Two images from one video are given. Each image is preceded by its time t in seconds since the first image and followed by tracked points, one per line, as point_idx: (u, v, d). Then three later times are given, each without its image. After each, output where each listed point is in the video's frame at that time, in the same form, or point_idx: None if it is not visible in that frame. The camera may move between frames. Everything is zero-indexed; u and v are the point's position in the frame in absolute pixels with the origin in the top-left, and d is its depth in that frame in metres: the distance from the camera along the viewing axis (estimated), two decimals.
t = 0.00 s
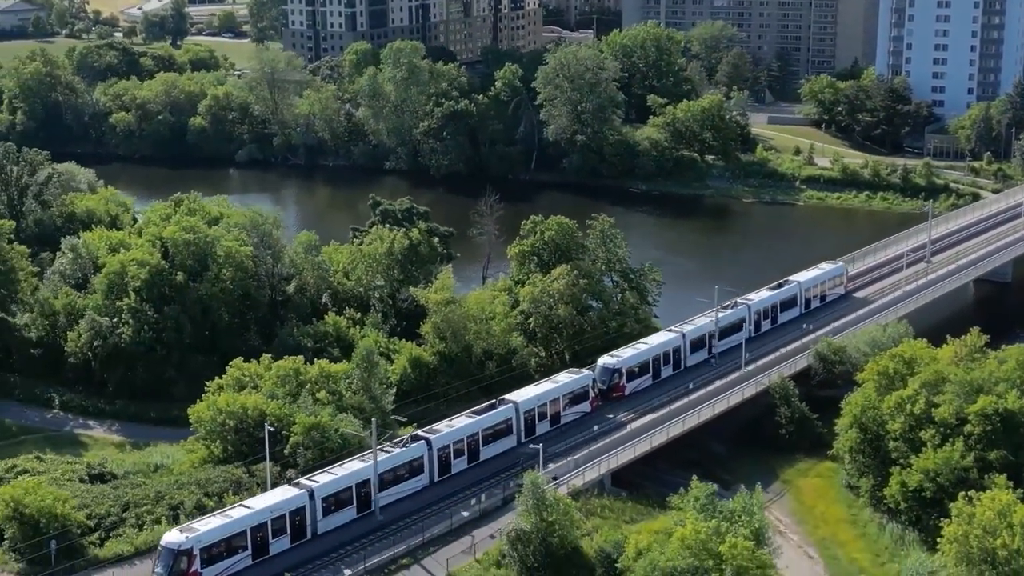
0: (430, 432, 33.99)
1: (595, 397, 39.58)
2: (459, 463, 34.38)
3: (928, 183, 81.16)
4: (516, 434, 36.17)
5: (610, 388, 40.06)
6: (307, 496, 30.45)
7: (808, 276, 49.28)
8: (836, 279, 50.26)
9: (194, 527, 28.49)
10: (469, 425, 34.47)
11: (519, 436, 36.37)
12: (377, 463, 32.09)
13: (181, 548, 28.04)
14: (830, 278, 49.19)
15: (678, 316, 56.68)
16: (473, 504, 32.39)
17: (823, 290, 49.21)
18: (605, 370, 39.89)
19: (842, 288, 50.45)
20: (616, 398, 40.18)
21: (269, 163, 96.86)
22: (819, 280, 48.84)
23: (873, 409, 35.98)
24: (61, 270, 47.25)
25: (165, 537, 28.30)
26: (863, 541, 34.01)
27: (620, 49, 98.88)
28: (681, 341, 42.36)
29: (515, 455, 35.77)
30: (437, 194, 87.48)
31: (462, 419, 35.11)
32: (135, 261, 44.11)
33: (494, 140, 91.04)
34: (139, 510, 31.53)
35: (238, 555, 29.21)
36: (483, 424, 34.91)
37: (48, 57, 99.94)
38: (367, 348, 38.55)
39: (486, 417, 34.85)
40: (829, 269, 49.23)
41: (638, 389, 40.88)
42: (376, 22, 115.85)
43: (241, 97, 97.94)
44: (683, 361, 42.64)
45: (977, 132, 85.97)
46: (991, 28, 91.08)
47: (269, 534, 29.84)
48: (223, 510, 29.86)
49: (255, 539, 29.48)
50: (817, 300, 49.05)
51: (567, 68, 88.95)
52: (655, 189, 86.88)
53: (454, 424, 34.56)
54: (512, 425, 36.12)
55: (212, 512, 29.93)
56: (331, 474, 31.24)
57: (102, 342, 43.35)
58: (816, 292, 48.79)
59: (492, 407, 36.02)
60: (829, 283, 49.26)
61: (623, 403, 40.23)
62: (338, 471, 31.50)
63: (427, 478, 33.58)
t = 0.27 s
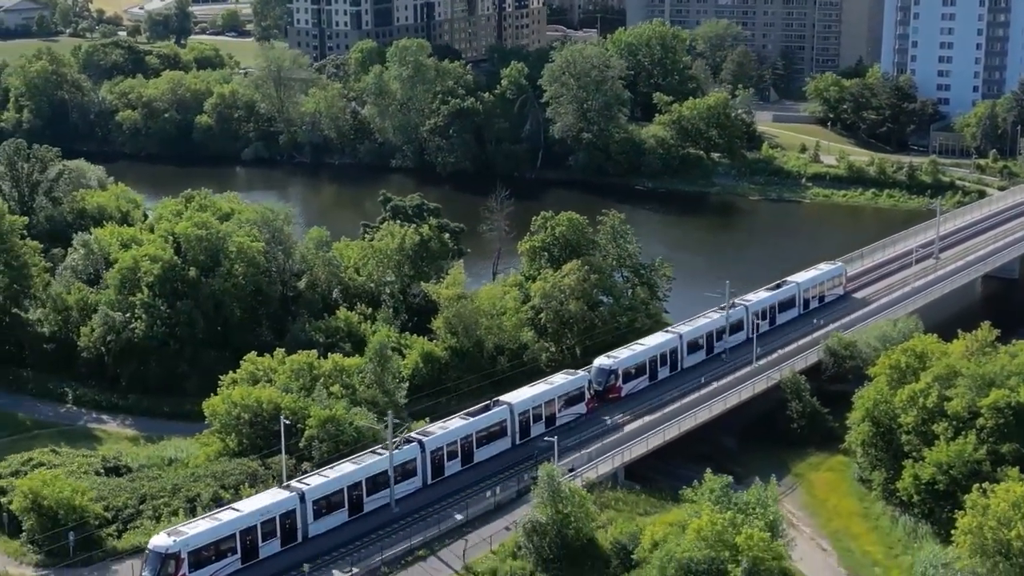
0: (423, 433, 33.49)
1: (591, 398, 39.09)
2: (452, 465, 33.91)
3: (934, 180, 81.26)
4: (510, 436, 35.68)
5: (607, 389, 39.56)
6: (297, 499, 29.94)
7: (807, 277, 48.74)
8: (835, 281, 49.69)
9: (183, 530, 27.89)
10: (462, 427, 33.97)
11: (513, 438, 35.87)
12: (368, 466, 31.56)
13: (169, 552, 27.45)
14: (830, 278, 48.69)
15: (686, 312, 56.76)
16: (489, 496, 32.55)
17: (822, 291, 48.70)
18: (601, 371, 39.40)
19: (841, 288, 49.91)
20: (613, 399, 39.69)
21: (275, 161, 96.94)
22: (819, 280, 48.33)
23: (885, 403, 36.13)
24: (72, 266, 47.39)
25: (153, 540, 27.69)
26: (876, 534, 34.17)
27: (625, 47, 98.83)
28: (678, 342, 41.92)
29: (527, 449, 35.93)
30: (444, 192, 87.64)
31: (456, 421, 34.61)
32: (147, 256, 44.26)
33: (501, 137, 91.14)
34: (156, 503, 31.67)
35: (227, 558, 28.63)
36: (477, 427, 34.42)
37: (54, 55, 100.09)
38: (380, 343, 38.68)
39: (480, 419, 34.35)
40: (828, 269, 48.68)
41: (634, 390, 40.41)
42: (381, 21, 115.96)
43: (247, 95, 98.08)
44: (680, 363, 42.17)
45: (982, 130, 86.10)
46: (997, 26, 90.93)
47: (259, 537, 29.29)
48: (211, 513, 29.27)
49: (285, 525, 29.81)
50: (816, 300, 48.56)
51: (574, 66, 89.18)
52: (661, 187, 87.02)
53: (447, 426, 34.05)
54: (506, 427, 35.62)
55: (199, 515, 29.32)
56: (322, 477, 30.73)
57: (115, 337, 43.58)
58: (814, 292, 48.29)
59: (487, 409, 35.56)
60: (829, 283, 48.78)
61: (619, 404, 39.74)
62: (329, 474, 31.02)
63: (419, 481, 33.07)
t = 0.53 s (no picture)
0: (415, 435, 33.03)
1: (587, 399, 38.59)
2: (445, 468, 33.54)
3: (940, 177, 81.42)
4: (505, 437, 35.25)
5: (602, 390, 39.06)
6: (288, 501, 29.58)
7: (805, 277, 48.33)
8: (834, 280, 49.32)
9: (169, 534, 27.56)
10: (456, 428, 33.53)
11: (508, 440, 35.43)
12: (358, 469, 31.16)
13: (155, 555, 27.11)
14: (828, 279, 48.26)
15: (695, 307, 56.90)
16: (504, 487, 32.76)
17: (821, 292, 48.27)
18: (597, 371, 38.95)
19: (839, 289, 49.41)
20: (609, 401, 39.23)
21: (281, 159, 97.06)
22: (817, 280, 47.84)
23: (896, 397, 36.26)
24: (84, 261, 47.55)
25: (139, 543, 27.37)
26: (888, 527, 34.34)
27: (630, 45, 98.94)
28: (675, 343, 41.52)
29: (539, 442, 36.11)
30: (450, 189, 87.84)
31: (448, 423, 34.15)
32: (159, 252, 44.32)
33: (506, 135, 91.41)
34: (172, 495, 31.71)
35: (216, 562, 28.29)
36: (470, 428, 33.99)
37: (60, 53, 100.23)
38: (393, 337, 38.86)
39: (473, 421, 33.91)
40: (826, 269, 48.24)
41: (630, 392, 39.98)
42: (386, 19, 116.09)
43: (253, 93, 98.21)
44: (677, 364, 41.77)
45: (988, 127, 86.20)
46: (1001, 24, 90.92)
47: (248, 540, 28.95)
48: (199, 516, 28.94)
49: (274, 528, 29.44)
50: (814, 301, 48.15)
51: (579, 63, 89.09)
52: (666, 184, 87.19)
53: (440, 428, 33.61)
54: (500, 429, 35.18)
55: (187, 518, 28.99)
56: (313, 479, 30.36)
57: (128, 332, 43.76)
58: (813, 292, 47.88)
59: (481, 410, 35.17)
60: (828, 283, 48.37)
61: (615, 406, 39.27)
62: (321, 476, 30.71)
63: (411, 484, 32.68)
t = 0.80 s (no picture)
0: (407, 438, 32.59)
1: (582, 401, 38.08)
2: (437, 471, 33.05)
3: (945, 175, 81.61)
4: (498, 440, 34.79)
5: (598, 392, 38.58)
6: (277, 504, 29.25)
7: (801, 278, 47.92)
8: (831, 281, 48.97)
9: (155, 538, 27.28)
10: (449, 430, 33.12)
11: (501, 442, 34.94)
12: (349, 471, 30.79)
13: (141, 559, 26.82)
14: (826, 279, 47.89)
15: (705, 303, 57.01)
16: (518, 481, 32.91)
17: (818, 293, 47.83)
18: (593, 373, 38.47)
19: (836, 290, 48.98)
20: (604, 402, 38.76)
21: (287, 157, 97.17)
22: (815, 281, 47.44)
23: (908, 391, 36.37)
24: (95, 257, 47.69)
25: (125, 548, 27.10)
26: (899, 520, 34.44)
27: (635, 43, 99.09)
28: (671, 344, 41.06)
29: (550, 436, 36.21)
30: (456, 187, 87.99)
31: (442, 425, 33.74)
32: (170, 248, 44.82)
33: (512, 133, 91.55)
34: (188, 488, 31.82)
35: (203, 566, 27.98)
36: (464, 431, 33.53)
37: (66, 52, 100.33)
38: (404, 332, 39.00)
39: (465, 423, 33.45)
40: (824, 270, 47.83)
41: (625, 394, 39.51)
42: (390, 18, 116.20)
43: (259, 91, 98.29)
44: (673, 365, 41.35)
45: (993, 125, 86.20)
46: (1006, 22, 91.31)
47: (236, 544, 28.60)
48: (187, 520, 28.64)
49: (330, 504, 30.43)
50: (811, 302, 47.73)
51: (584, 61, 89.11)
52: (672, 182, 87.32)
53: (433, 430, 33.18)
54: (494, 432, 34.71)
55: (176, 522, 28.70)
56: (303, 482, 30.00)
57: (140, 327, 43.93)
58: (810, 293, 47.47)
59: (474, 413, 34.70)
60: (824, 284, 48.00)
61: (611, 408, 38.79)
62: (311, 479, 30.31)
63: (404, 486, 32.30)
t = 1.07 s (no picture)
0: (398, 440, 32.24)
1: (576, 403, 37.65)
2: (429, 472, 32.71)
3: (951, 172, 81.88)
4: (491, 441, 34.45)
5: (592, 393, 38.13)
6: (266, 507, 28.87)
7: (799, 278, 47.51)
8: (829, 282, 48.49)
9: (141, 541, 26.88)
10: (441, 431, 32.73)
11: (493, 444, 34.57)
12: (339, 474, 30.46)
13: (126, 563, 26.42)
14: (825, 279, 47.48)
15: (714, 299, 57.18)
16: (532, 474, 33.06)
17: (816, 293, 47.42)
18: (588, 374, 37.98)
19: (835, 291, 48.51)
20: (598, 403, 38.32)
21: (293, 155, 97.32)
22: (813, 281, 47.05)
23: (919, 385, 36.48)
24: (106, 253, 47.85)
25: (110, 550, 26.70)
26: (910, 513, 34.59)
27: (640, 41, 99.26)
28: (667, 345, 40.72)
29: (560, 430, 36.39)
30: (462, 183, 88.18)
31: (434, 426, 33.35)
32: (181, 243, 44.83)
33: (517, 129, 90.92)
34: (203, 481, 32.10)
35: (190, 569, 27.59)
36: (456, 432, 33.15)
37: (72, 49, 100.45)
38: (416, 326, 39.14)
39: (457, 425, 33.08)
40: (822, 270, 47.43)
41: (621, 395, 39.05)
42: (395, 16, 116.38)
43: (265, 89, 98.37)
44: (669, 366, 40.94)
45: (998, 122, 86.26)
46: (1011, 19, 91.10)
47: (224, 547, 28.22)
48: (174, 522, 28.25)
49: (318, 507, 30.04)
50: (809, 302, 47.32)
51: (591, 58, 89.38)
52: (678, 179, 87.53)
53: (424, 432, 32.78)
54: (486, 433, 34.36)
55: (162, 525, 28.31)
56: (292, 485, 29.64)
57: (151, 322, 43.96)
58: (808, 293, 47.05)
59: (467, 414, 34.34)
60: (823, 284, 47.58)
61: (605, 409, 38.36)
62: (301, 482, 29.96)
63: (395, 489, 31.91)
